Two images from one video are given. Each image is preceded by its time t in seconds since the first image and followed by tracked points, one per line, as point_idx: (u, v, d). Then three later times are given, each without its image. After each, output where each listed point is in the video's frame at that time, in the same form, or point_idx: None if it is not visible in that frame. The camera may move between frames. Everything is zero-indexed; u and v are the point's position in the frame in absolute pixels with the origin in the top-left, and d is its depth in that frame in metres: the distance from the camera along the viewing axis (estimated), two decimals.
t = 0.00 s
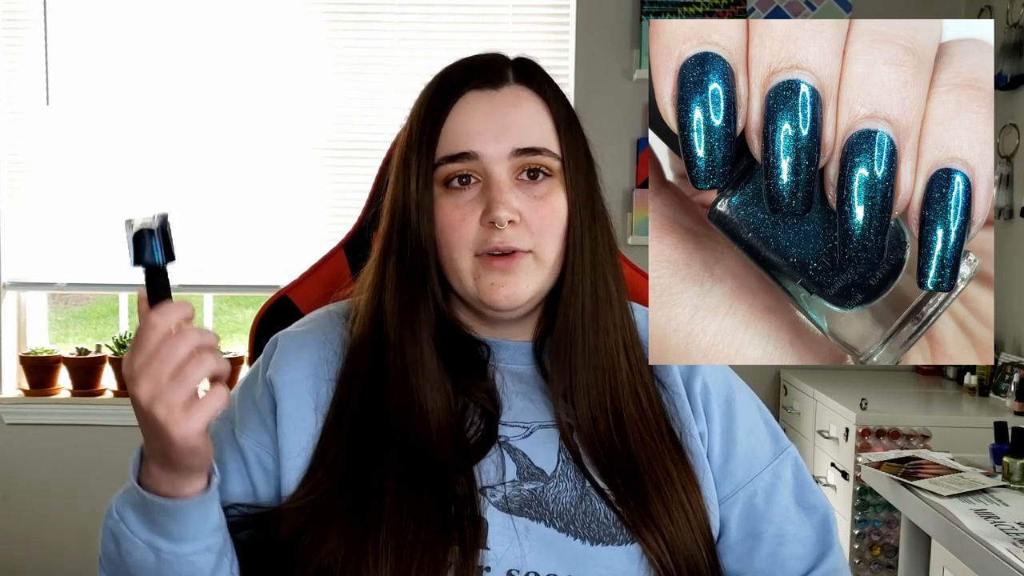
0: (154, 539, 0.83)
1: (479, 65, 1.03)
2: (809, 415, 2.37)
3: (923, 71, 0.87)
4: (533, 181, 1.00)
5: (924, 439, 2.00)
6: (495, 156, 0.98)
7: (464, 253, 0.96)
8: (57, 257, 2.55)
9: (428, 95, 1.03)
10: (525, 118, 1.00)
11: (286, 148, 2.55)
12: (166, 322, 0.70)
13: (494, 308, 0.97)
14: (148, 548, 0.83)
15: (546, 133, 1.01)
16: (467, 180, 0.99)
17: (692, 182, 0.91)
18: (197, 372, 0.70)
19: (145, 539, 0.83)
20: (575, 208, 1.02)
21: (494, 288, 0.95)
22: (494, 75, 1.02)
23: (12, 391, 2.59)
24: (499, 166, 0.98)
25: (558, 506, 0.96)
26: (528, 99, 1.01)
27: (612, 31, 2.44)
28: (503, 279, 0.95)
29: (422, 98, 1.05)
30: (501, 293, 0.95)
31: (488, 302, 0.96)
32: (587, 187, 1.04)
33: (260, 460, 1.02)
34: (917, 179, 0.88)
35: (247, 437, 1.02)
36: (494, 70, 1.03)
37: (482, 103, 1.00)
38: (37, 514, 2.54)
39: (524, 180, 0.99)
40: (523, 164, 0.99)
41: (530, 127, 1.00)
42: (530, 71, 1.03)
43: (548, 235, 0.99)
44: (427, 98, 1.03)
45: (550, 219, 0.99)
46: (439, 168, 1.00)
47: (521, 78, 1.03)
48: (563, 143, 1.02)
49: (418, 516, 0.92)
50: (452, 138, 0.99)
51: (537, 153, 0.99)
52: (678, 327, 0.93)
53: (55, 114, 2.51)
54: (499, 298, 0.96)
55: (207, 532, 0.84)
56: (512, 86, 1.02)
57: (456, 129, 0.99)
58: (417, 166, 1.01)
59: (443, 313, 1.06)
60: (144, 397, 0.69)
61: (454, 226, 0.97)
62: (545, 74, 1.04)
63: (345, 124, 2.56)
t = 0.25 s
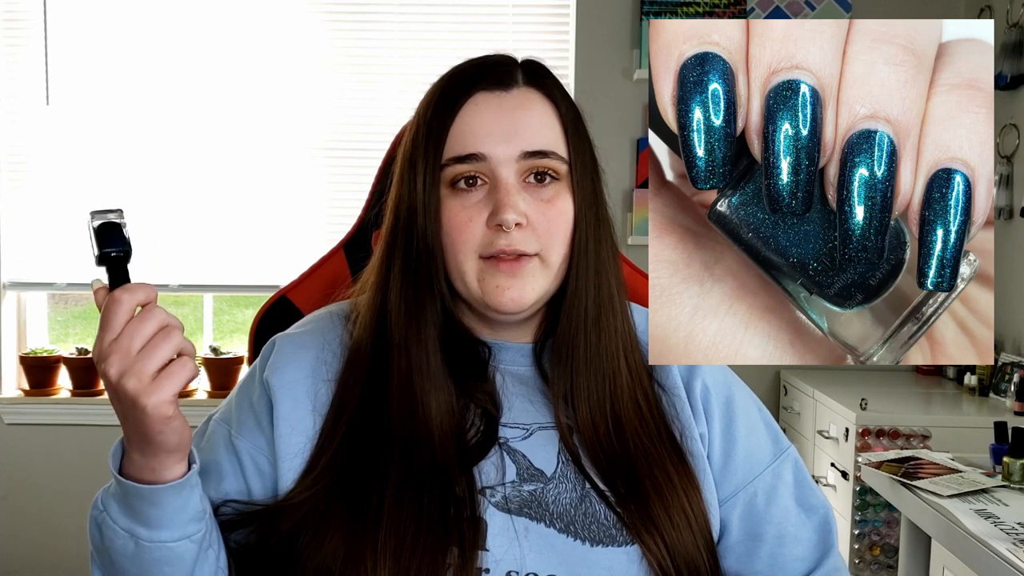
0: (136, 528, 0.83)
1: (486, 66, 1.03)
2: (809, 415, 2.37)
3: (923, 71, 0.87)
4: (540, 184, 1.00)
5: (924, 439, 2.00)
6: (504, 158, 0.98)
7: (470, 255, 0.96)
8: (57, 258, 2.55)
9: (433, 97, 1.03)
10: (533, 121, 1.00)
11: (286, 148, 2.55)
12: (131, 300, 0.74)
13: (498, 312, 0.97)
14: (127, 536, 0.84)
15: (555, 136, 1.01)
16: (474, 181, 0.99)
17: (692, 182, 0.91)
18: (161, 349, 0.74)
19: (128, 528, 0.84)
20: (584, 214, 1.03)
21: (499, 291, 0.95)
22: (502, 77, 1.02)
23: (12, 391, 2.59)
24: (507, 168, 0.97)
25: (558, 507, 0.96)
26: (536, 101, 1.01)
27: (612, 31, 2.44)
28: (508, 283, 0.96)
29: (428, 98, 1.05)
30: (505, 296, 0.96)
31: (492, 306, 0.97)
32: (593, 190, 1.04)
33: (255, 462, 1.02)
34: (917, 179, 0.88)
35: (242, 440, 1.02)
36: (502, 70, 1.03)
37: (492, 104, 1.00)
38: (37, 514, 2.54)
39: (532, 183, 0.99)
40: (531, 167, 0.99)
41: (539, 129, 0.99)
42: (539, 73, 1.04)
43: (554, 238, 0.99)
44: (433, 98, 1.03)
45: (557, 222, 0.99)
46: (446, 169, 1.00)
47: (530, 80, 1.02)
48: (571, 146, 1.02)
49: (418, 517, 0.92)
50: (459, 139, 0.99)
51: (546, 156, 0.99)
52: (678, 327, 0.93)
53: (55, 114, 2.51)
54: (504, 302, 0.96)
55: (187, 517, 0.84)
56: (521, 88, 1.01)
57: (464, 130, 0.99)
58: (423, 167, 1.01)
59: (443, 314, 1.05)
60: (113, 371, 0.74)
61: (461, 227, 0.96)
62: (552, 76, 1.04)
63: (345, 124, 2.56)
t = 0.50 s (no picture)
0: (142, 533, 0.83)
1: (484, 67, 1.03)
2: (809, 416, 2.37)
3: (923, 71, 0.87)
4: (535, 187, 0.99)
5: (924, 439, 2.00)
6: (498, 161, 0.98)
7: (464, 257, 0.96)
8: (57, 258, 2.55)
9: (430, 98, 1.03)
10: (530, 123, 0.99)
11: (286, 148, 2.55)
12: (140, 311, 0.74)
13: (492, 314, 0.97)
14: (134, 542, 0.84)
15: (551, 137, 1.01)
16: (469, 184, 0.99)
17: (691, 182, 0.91)
18: (172, 359, 0.74)
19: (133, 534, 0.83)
20: (579, 215, 1.02)
21: (493, 294, 0.95)
22: (499, 79, 1.02)
23: (12, 391, 2.59)
24: (501, 171, 0.97)
25: (558, 507, 0.96)
26: (533, 103, 1.01)
27: (612, 31, 2.44)
28: (502, 286, 0.95)
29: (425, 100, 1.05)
30: (499, 299, 0.95)
31: (486, 308, 0.96)
32: (591, 191, 1.04)
33: (255, 464, 1.02)
34: (917, 179, 0.88)
35: (242, 442, 1.02)
36: (499, 73, 1.03)
37: (487, 106, 1.00)
38: (37, 514, 2.54)
39: (526, 186, 0.99)
40: (526, 170, 0.99)
41: (534, 132, 0.99)
42: (535, 75, 1.03)
43: (549, 242, 0.99)
44: (430, 100, 1.03)
45: (552, 224, 0.99)
46: (442, 171, 1.00)
47: (526, 82, 1.02)
48: (568, 147, 1.02)
49: (418, 518, 0.92)
50: (454, 142, 0.99)
51: (540, 158, 0.99)
52: (678, 327, 0.93)
53: (55, 114, 2.51)
54: (498, 304, 0.95)
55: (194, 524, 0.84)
56: (517, 90, 1.01)
57: (460, 133, 0.99)
58: (419, 169, 1.01)
59: (441, 316, 1.06)
60: (124, 383, 0.74)
61: (456, 230, 0.97)
62: (552, 78, 1.04)
63: (345, 124, 2.56)
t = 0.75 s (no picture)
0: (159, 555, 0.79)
1: (480, 67, 1.03)
2: (809, 415, 2.37)
3: (923, 71, 0.87)
4: (529, 186, 0.99)
5: (924, 439, 2.00)
6: (492, 160, 0.98)
7: (459, 257, 0.96)
8: (57, 258, 2.55)
9: (427, 99, 1.04)
10: (524, 123, 0.99)
11: (286, 148, 2.55)
12: (163, 335, 0.67)
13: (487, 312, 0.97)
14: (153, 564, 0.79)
15: (545, 136, 1.01)
16: (463, 184, 0.99)
17: (692, 182, 0.91)
18: (199, 385, 0.67)
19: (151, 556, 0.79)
20: (575, 214, 1.02)
21: (488, 292, 0.95)
22: (495, 79, 1.02)
23: (12, 391, 2.59)
24: (495, 171, 0.97)
25: (558, 507, 0.96)
26: (528, 103, 1.01)
27: (612, 31, 2.44)
28: (496, 285, 0.95)
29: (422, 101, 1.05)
30: (494, 298, 0.95)
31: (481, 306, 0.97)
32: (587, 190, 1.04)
33: (256, 464, 1.02)
34: (917, 179, 0.88)
35: (243, 443, 1.03)
36: (495, 73, 1.03)
37: (482, 106, 1.00)
38: (37, 514, 2.54)
39: (521, 186, 0.99)
40: (520, 170, 0.99)
41: (528, 132, 0.99)
42: (531, 75, 1.03)
43: (543, 241, 0.99)
44: (428, 100, 1.03)
45: (546, 223, 0.99)
46: (438, 171, 1.00)
47: (521, 81, 1.02)
48: (564, 146, 1.02)
49: (418, 518, 0.92)
50: (449, 141, 0.99)
51: (534, 158, 0.99)
52: (678, 327, 0.93)
53: (55, 114, 2.51)
54: (492, 303, 0.96)
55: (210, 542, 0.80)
56: (511, 90, 1.01)
57: (455, 132, 0.99)
58: (415, 168, 1.01)
59: (440, 317, 1.05)
60: (145, 412, 0.66)
61: (451, 230, 0.97)
62: (549, 78, 1.04)
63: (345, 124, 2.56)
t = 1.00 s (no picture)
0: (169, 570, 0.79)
1: (462, 68, 1.03)
2: (809, 415, 2.37)
3: (923, 71, 0.87)
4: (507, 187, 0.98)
5: (924, 439, 2.00)
6: (470, 160, 0.97)
7: (440, 256, 0.97)
8: (57, 258, 2.55)
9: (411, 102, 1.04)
10: (499, 122, 0.99)
11: (286, 148, 2.55)
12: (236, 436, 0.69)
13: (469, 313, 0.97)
14: None
15: (525, 134, 1.00)
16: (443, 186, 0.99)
17: (691, 182, 0.91)
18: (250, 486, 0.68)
19: None
20: (557, 212, 1.01)
21: (468, 293, 0.95)
22: (473, 79, 1.02)
23: (12, 391, 2.59)
24: (472, 171, 0.97)
25: (558, 507, 0.96)
26: (505, 102, 1.00)
27: (612, 32, 2.44)
28: (477, 284, 0.95)
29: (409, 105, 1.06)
30: (475, 298, 0.96)
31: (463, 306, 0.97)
32: (574, 189, 1.04)
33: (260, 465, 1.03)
34: (917, 179, 0.88)
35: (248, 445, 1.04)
36: (475, 73, 1.02)
37: (460, 106, 0.99)
38: (38, 514, 2.54)
39: (498, 186, 0.98)
40: (496, 169, 0.98)
41: (502, 131, 0.99)
42: (512, 74, 1.02)
43: (524, 240, 0.98)
44: (413, 105, 1.04)
45: (528, 221, 0.98)
46: (419, 173, 1.00)
47: (500, 80, 1.02)
48: (550, 142, 1.02)
49: (415, 517, 0.92)
50: (427, 144, 1.00)
51: (508, 157, 0.98)
52: (678, 327, 0.93)
53: (55, 114, 2.51)
54: (474, 302, 0.96)
55: None
56: (489, 89, 1.01)
57: (433, 134, 0.99)
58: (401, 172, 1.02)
59: (432, 318, 1.06)
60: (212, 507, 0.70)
61: (431, 230, 0.98)
62: (536, 77, 1.04)
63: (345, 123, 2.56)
